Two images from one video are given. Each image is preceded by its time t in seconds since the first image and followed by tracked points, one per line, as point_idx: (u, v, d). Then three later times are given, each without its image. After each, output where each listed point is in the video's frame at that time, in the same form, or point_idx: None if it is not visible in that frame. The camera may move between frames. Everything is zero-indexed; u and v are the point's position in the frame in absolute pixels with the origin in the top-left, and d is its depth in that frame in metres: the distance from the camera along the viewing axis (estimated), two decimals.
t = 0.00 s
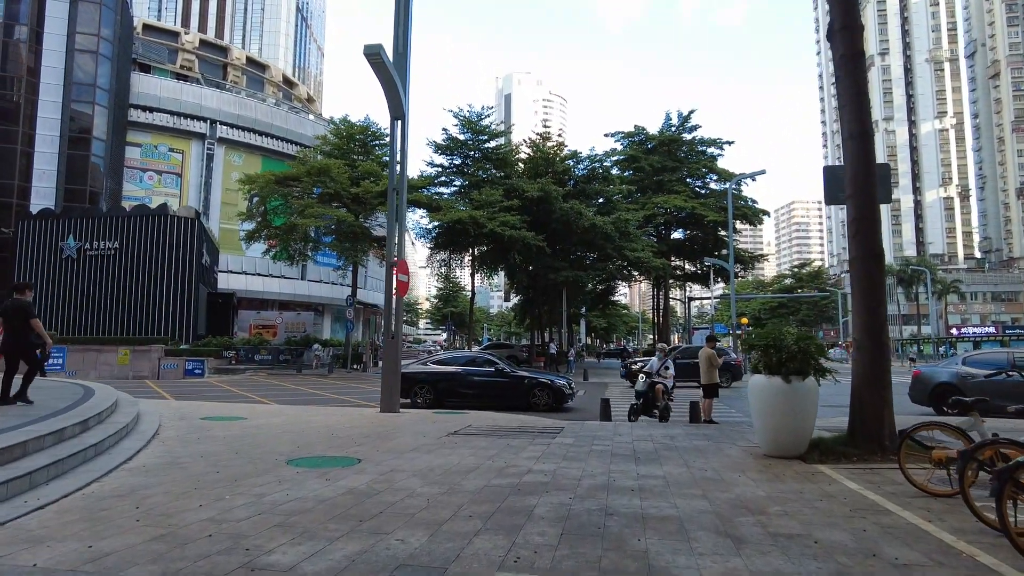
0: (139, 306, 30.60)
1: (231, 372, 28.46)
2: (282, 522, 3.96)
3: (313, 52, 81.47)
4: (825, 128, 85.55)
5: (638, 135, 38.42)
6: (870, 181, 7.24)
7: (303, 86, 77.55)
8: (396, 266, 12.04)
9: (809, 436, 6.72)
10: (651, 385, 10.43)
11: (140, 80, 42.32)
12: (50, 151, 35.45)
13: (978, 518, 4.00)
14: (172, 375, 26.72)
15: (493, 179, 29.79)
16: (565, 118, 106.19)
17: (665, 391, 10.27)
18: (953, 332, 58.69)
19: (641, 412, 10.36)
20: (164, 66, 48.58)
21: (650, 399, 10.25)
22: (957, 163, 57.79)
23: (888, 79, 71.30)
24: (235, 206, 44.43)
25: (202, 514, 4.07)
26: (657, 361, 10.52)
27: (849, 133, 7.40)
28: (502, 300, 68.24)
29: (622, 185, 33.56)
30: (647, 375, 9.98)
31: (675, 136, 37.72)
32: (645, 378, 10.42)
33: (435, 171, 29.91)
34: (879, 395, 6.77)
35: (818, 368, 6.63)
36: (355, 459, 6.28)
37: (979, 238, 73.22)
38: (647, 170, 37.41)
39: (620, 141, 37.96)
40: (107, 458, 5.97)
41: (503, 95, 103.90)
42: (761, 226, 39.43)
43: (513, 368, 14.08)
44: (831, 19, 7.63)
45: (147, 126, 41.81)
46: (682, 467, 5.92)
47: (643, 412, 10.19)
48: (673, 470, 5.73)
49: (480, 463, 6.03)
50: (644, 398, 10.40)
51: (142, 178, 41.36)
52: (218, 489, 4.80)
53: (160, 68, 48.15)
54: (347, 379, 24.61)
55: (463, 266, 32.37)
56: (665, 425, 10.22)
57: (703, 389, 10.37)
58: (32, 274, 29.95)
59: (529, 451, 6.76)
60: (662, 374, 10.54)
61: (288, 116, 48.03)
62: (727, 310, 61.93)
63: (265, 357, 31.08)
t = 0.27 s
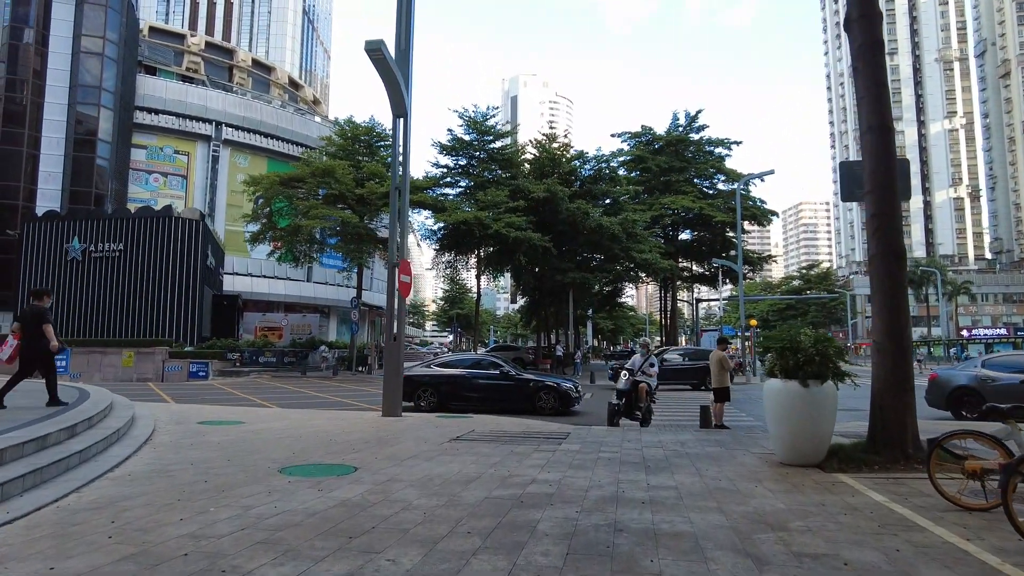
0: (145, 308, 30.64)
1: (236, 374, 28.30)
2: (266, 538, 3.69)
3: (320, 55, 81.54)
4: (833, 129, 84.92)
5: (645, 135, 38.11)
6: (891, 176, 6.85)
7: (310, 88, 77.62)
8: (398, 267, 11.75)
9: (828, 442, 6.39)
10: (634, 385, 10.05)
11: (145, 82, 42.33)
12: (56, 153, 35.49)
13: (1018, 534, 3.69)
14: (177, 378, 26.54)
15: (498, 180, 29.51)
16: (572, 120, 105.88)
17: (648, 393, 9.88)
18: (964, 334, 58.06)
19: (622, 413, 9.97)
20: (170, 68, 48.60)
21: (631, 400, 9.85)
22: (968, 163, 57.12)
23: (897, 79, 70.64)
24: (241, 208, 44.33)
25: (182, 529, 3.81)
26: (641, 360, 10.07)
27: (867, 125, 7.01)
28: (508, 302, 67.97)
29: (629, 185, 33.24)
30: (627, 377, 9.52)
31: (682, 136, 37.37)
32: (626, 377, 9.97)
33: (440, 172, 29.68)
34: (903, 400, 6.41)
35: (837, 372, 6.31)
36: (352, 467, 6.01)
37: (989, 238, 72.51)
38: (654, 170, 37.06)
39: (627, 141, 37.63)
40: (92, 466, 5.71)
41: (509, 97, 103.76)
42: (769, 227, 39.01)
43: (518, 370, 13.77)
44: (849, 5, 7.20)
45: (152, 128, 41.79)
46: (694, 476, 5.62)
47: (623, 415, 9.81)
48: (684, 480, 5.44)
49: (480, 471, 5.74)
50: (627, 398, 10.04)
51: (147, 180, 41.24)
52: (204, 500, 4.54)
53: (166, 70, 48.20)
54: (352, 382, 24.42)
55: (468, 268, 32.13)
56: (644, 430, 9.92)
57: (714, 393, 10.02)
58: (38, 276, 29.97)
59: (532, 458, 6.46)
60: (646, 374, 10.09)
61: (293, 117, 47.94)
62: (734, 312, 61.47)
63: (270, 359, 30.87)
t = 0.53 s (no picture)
0: (142, 309, 30.32)
1: (235, 376, 28.06)
2: (231, 555, 3.38)
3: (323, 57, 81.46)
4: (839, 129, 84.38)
5: (648, 134, 37.73)
6: (907, 166, 6.49)
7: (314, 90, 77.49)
8: (396, 266, 11.42)
9: (842, 447, 6.03)
10: (612, 385, 9.05)
11: (147, 83, 42.26)
12: (57, 155, 35.38)
13: None
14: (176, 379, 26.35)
15: (500, 180, 29.18)
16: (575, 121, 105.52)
17: (627, 393, 8.90)
18: (972, 335, 57.50)
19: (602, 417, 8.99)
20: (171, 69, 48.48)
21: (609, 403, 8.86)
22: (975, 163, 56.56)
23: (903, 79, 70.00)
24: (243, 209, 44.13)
25: (141, 545, 3.49)
26: (620, 355, 8.98)
27: (881, 113, 6.66)
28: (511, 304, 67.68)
29: (632, 185, 32.88)
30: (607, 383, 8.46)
31: (686, 136, 37.00)
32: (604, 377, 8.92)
33: (441, 172, 29.41)
34: (921, 402, 6.04)
35: (851, 373, 5.97)
36: (338, 474, 5.69)
37: (996, 239, 71.87)
38: (658, 170, 36.70)
39: (631, 141, 37.28)
40: (64, 471, 5.42)
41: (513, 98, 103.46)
42: (774, 227, 38.58)
43: (519, 372, 13.45)
44: None
45: (154, 129, 41.67)
46: (700, 484, 5.29)
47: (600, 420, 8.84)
48: (690, 489, 5.09)
49: (473, 479, 5.42)
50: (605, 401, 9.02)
51: (148, 181, 41.20)
52: (174, 510, 4.24)
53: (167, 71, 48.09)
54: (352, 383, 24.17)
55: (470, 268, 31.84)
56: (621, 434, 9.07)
57: (721, 394, 9.69)
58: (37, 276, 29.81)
59: (529, 464, 6.12)
60: (625, 371, 9.04)
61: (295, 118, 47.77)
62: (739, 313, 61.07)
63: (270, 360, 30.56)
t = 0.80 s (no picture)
0: (138, 310, 30.05)
1: (231, 377, 27.75)
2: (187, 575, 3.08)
3: (323, 57, 81.14)
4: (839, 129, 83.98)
5: (648, 132, 37.39)
6: (918, 156, 6.19)
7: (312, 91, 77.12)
8: (388, 264, 11.09)
9: (849, 451, 5.72)
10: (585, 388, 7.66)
11: (143, 82, 41.99)
12: (52, 154, 35.01)
13: None
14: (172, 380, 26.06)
15: (498, 178, 28.86)
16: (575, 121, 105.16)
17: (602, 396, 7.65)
18: (974, 334, 57.13)
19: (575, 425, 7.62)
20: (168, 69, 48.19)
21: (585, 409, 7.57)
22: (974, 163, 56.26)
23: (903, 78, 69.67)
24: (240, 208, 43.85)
25: (92, 563, 3.21)
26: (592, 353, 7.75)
27: (890, 101, 6.35)
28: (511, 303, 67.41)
29: (632, 184, 32.57)
30: (583, 385, 7.22)
31: (686, 134, 36.70)
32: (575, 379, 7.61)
33: (439, 170, 29.08)
34: (933, 404, 5.76)
35: (859, 373, 5.67)
36: (319, 480, 5.40)
37: (998, 237, 71.58)
38: (657, 168, 36.40)
39: (630, 139, 36.92)
40: (28, 479, 5.13)
41: (512, 99, 103.16)
42: (774, 226, 38.29)
43: (515, 373, 13.15)
44: None
45: (150, 128, 41.37)
46: (700, 491, 4.99)
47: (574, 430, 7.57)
48: (690, 497, 4.79)
49: (460, 486, 5.12)
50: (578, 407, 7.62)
51: (145, 181, 40.78)
52: (137, 521, 3.96)
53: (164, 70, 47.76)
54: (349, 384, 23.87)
55: (469, 268, 31.50)
56: (597, 443, 7.85)
57: (722, 394, 9.38)
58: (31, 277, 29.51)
59: (519, 470, 5.80)
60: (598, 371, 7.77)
61: (292, 117, 47.52)
62: (739, 313, 60.75)
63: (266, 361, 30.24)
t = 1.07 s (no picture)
0: (129, 308, 29.63)
1: (224, 376, 27.38)
2: None
3: (319, 56, 80.71)
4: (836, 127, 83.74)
5: (646, 130, 37.08)
6: (929, 141, 5.87)
7: (309, 89, 76.72)
8: (377, 260, 10.76)
9: (858, 454, 5.41)
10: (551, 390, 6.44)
11: (136, 79, 41.62)
12: (43, 151, 34.26)
13: None
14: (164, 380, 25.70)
15: (494, 175, 28.51)
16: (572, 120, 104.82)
17: (571, 399, 6.43)
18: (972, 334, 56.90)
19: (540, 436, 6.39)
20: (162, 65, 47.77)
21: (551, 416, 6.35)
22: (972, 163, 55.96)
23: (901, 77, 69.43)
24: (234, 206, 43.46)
25: None
26: (557, 349, 6.65)
27: (899, 85, 6.04)
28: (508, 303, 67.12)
29: (629, 181, 32.25)
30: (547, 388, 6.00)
31: (684, 131, 36.34)
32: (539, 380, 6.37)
33: (434, 167, 28.71)
34: (945, 403, 5.45)
35: (868, 372, 5.37)
36: (296, 486, 5.08)
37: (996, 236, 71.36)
38: (655, 166, 36.08)
39: (628, 136, 36.58)
40: None
41: (510, 97, 102.85)
42: (773, 224, 37.98)
43: (510, 372, 12.84)
44: None
45: (143, 126, 41.02)
46: (701, 498, 4.67)
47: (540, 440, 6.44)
48: (689, 504, 4.49)
49: (445, 493, 4.80)
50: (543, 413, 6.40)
51: (138, 178, 40.48)
52: (91, 532, 3.65)
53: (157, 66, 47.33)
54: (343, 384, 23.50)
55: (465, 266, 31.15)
56: (576, 449, 7.08)
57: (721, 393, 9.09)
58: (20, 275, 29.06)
59: (508, 474, 5.47)
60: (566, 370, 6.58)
61: (287, 114, 47.16)
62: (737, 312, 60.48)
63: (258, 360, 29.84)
